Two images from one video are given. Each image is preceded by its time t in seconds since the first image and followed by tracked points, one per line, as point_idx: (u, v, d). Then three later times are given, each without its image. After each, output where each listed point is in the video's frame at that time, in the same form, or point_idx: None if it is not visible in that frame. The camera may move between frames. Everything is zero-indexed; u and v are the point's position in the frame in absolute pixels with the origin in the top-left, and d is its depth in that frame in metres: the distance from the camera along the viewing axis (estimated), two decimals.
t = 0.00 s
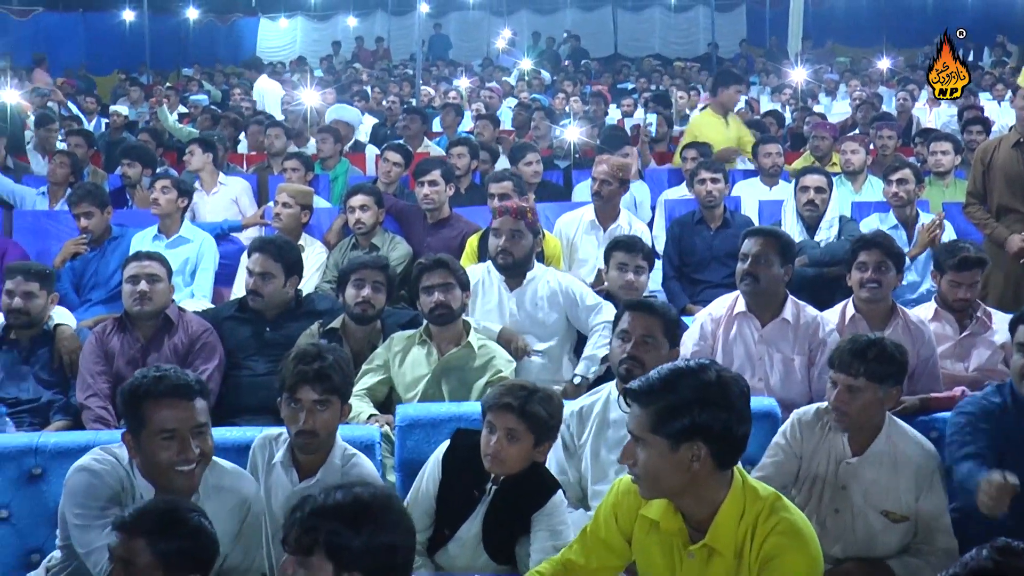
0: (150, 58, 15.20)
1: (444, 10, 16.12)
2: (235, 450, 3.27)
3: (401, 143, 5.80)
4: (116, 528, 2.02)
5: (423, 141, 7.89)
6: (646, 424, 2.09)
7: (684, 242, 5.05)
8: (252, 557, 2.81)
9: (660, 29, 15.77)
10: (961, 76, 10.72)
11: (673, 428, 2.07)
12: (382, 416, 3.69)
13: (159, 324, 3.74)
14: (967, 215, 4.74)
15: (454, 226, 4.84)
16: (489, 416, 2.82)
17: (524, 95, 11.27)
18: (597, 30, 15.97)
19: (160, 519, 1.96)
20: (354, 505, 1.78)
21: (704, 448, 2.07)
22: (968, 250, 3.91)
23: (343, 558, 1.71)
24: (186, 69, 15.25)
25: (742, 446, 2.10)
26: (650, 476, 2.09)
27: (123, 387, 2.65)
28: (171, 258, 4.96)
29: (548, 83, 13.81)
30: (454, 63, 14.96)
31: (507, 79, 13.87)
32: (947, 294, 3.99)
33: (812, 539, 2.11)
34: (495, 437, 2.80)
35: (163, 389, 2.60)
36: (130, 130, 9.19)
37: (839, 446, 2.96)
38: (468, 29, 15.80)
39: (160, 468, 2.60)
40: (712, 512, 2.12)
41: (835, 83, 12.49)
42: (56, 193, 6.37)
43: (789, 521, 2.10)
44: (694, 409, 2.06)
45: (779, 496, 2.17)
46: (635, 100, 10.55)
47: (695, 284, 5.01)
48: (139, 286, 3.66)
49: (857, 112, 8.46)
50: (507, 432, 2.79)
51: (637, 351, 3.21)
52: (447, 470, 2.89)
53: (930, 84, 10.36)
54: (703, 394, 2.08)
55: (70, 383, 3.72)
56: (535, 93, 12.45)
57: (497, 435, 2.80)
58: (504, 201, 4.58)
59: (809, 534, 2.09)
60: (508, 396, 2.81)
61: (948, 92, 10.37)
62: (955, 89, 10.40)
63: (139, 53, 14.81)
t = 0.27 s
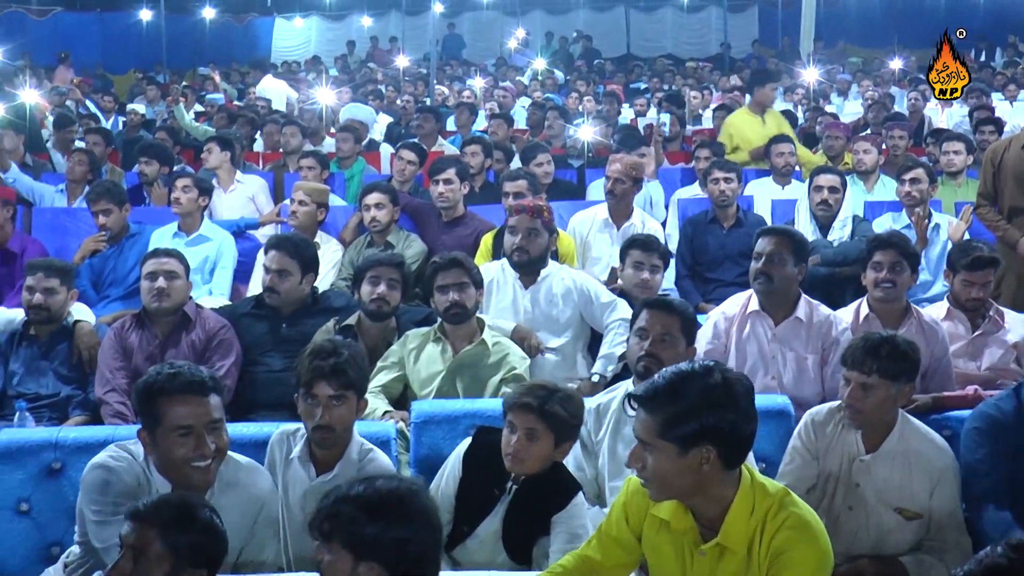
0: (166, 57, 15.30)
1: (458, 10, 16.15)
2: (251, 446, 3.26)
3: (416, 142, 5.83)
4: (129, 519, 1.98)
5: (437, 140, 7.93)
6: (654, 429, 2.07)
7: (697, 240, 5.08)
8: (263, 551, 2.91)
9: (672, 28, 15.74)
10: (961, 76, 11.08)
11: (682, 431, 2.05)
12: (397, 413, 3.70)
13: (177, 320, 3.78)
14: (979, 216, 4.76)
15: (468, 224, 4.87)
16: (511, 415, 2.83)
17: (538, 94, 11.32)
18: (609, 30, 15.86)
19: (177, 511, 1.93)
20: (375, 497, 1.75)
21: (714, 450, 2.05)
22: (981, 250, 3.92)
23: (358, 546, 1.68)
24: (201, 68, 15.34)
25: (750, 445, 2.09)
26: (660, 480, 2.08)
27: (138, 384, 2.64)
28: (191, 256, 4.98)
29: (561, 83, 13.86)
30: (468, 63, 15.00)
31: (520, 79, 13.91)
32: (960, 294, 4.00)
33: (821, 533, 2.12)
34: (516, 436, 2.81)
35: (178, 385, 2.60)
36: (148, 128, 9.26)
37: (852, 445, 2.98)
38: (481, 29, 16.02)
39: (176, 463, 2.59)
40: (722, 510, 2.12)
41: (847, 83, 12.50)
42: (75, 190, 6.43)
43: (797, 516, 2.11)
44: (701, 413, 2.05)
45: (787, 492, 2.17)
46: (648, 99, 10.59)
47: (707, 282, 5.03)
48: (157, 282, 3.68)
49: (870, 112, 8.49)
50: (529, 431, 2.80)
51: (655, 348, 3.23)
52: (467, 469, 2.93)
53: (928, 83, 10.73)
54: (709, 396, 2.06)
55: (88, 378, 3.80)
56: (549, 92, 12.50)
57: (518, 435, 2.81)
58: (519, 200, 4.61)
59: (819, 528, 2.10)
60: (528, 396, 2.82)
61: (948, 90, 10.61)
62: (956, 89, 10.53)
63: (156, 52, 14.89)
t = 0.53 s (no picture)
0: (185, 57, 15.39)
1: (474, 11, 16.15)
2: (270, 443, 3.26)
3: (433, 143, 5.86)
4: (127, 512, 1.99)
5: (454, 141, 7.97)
6: (648, 450, 2.05)
7: (712, 241, 5.11)
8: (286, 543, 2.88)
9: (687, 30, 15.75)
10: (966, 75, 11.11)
11: (677, 450, 2.02)
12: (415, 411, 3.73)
13: (197, 317, 3.82)
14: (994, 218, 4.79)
15: (486, 223, 4.91)
16: (533, 417, 2.83)
17: (554, 95, 11.37)
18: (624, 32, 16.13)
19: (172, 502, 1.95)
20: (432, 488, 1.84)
21: (712, 463, 2.04)
22: (996, 251, 3.98)
23: (418, 534, 1.77)
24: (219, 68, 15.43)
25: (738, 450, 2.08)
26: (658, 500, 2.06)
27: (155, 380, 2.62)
28: (216, 258, 5.03)
29: (577, 83, 13.90)
30: (484, 64, 15.05)
31: (536, 80, 13.95)
32: (974, 296, 4.03)
33: (815, 526, 2.10)
34: (538, 438, 2.81)
35: (195, 382, 2.58)
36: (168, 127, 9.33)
37: (867, 444, 3.02)
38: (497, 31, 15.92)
39: (194, 461, 2.57)
40: (718, 515, 2.10)
41: (862, 86, 12.52)
42: (96, 189, 6.49)
43: (791, 512, 2.09)
44: (694, 428, 2.02)
45: (782, 490, 2.15)
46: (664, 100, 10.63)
47: (723, 283, 5.06)
48: (178, 280, 3.72)
49: (885, 114, 8.51)
50: (549, 434, 2.80)
51: (672, 347, 3.26)
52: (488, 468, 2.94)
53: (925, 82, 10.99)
54: (696, 410, 2.05)
55: (110, 375, 3.85)
56: (565, 93, 12.54)
57: (540, 437, 2.81)
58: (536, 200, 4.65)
59: (811, 522, 2.08)
60: (551, 399, 2.82)
61: (949, 90, 10.73)
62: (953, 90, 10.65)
63: (175, 52, 14.98)
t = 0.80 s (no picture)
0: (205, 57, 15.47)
1: (491, 12, 16.07)
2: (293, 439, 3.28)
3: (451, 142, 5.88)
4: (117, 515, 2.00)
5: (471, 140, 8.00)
6: (665, 460, 2.09)
7: (729, 242, 5.13)
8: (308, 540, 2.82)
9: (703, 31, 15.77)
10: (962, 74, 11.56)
11: (692, 461, 2.06)
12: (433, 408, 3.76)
13: (217, 315, 3.85)
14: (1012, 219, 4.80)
15: (504, 222, 4.95)
16: (546, 415, 2.83)
17: (571, 95, 11.40)
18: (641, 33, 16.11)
19: (160, 501, 1.96)
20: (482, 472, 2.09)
21: (727, 475, 2.07)
22: (1013, 253, 3.99)
23: (467, 511, 2.02)
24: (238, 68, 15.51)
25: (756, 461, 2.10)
26: (670, 508, 2.09)
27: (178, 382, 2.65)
28: (240, 259, 5.10)
29: (593, 84, 13.93)
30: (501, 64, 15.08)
31: (553, 80, 13.99)
32: (991, 297, 4.04)
33: (825, 542, 2.09)
34: (552, 435, 2.82)
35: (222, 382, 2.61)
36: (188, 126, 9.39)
37: (883, 441, 3.03)
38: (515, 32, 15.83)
39: (221, 460, 2.60)
40: (728, 525, 2.11)
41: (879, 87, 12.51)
42: (118, 187, 6.54)
43: (800, 530, 2.07)
44: (715, 441, 2.06)
45: (795, 500, 2.14)
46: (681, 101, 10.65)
47: (739, 283, 5.08)
48: (198, 278, 3.76)
49: (902, 115, 8.50)
50: (563, 430, 2.80)
51: (689, 346, 3.27)
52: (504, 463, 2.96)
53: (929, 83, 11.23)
54: (716, 421, 2.08)
55: (131, 371, 3.88)
56: (582, 94, 12.58)
57: (553, 434, 2.81)
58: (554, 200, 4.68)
59: (821, 542, 2.06)
60: (564, 396, 2.82)
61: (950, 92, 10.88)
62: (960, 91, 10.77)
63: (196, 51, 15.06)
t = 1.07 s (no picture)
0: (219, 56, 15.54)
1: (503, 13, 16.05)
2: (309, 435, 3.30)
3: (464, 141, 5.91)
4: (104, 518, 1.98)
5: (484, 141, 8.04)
6: (718, 446, 2.09)
7: (740, 243, 5.16)
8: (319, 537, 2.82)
9: (715, 33, 15.84)
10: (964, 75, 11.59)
11: (746, 450, 2.07)
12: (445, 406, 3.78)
13: (232, 312, 3.87)
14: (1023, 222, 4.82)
15: (517, 223, 4.97)
16: (548, 404, 2.88)
17: (584, 96, 11.44)
18: (653, 35, 16.11)
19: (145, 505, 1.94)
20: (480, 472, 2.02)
21: (778, 469, 2.08)
22: None
23: (466, 513, 1.95)
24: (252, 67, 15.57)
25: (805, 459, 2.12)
26: (716, 497, 2.10)
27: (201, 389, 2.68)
28: (260, 259, 5.13)
29: (604, 86, 13.97)
30: (513, 65, 15.12)
31: (566, 82, 14.03)
32: (1002, 299, 4.05)
33: (859, 550, 2.10)
34: (553, 424, 2.86)
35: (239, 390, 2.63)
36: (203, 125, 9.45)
37: (892, 441, 3.03)
38: (527, 34, 15.82)
39: (242, 467, 2.63)
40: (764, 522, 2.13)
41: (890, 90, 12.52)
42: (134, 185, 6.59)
43: (836, 533, 2.09)
44: (767, 434, 2.07)
45: (831, 505, 2.16)
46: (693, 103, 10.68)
47: (750, 284, 5.11)
48: (214, 275, 3.78)
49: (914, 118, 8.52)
50: (565, 419, 2.85)
51: (702, 348, 3.28)
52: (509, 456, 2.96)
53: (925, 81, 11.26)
54: (769, 414, 2.09)
55: (147, 367, 3.92)
56: (594, 95, 12.61)
57: (555, 423, 2.86)
58: (566, 200, 4.72)
59: (856, 546, 2.08)
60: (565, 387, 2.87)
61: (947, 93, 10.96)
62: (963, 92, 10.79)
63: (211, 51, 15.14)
